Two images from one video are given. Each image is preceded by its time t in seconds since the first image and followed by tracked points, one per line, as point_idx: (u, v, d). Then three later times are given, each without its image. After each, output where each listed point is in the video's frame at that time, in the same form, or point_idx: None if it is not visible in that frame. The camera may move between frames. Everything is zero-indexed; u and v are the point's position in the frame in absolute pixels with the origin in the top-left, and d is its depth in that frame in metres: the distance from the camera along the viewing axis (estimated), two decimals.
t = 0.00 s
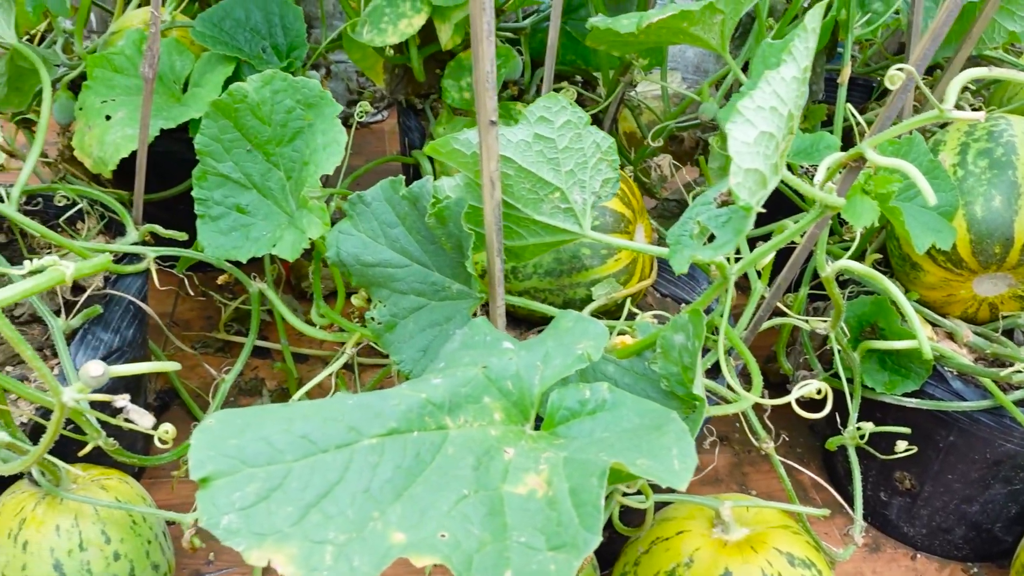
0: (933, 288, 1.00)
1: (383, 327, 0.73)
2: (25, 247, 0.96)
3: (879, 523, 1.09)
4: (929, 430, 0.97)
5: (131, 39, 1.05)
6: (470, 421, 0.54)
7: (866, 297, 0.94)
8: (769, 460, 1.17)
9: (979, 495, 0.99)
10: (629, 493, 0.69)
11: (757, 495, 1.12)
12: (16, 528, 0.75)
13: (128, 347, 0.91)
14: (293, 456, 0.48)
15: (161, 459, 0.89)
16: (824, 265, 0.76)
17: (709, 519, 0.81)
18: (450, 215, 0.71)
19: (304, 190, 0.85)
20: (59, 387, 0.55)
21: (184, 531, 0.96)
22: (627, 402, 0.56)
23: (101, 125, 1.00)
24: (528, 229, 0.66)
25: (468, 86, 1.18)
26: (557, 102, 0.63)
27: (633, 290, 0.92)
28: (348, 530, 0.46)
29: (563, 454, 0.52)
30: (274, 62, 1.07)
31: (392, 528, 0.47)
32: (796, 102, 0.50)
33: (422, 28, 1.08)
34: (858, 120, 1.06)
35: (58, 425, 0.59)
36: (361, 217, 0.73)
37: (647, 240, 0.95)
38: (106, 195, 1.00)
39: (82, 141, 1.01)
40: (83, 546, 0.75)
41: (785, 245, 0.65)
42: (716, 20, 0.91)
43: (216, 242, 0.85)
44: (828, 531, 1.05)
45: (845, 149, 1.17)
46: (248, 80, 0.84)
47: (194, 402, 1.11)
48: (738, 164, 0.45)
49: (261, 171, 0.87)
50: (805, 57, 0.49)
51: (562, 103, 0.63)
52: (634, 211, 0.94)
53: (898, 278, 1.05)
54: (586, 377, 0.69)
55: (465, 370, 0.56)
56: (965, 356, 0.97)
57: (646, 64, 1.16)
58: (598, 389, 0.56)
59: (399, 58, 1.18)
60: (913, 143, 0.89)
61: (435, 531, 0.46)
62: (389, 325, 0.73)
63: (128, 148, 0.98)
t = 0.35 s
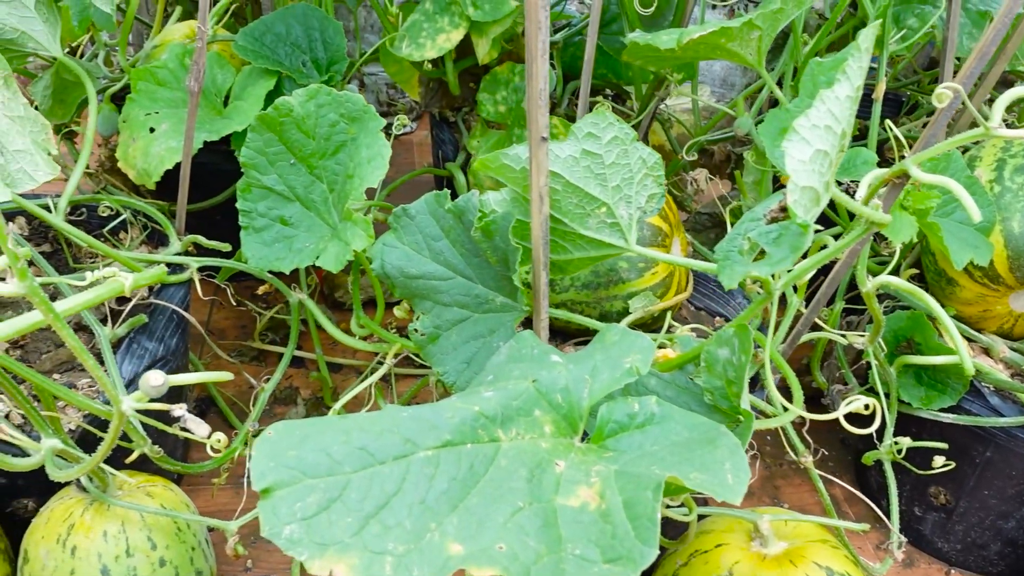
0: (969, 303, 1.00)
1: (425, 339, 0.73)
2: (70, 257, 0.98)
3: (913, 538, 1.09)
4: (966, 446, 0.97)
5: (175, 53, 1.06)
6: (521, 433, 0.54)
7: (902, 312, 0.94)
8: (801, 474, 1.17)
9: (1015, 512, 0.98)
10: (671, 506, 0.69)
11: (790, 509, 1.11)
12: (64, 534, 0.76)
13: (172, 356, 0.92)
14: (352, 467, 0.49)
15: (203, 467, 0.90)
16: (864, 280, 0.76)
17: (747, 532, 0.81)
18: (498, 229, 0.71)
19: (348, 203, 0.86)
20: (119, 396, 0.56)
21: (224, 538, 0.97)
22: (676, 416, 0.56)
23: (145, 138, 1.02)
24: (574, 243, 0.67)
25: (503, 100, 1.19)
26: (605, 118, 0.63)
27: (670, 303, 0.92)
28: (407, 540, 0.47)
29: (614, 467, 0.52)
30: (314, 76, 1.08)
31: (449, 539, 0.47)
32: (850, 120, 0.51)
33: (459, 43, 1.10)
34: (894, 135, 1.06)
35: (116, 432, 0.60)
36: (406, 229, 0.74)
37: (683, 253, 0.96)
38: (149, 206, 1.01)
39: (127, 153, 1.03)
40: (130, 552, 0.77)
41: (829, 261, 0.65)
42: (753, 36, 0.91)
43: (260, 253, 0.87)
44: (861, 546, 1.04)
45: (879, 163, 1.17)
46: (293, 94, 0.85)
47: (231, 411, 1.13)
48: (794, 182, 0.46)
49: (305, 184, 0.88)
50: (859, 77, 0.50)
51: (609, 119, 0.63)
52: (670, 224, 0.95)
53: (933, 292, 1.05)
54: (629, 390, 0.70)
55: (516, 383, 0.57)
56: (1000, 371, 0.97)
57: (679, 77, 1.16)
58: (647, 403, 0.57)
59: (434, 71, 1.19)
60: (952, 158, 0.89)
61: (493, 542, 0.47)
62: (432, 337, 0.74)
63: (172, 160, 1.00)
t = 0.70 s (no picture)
0: (1007, 310, 0.99)
1: (464, 340, 0.74)
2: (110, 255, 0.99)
3: (946, 546, 1.08)
4: (1002, 454, 0.96)
5: (213, 55, 1.07)
6: (567, 434, 0.55)
7: (938, 319, 0.94)
8: (832, 480, 1.16)
9: None
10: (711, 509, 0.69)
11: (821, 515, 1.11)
12: (106, 528, 0.77)
13: (210, 354, 0.93)
14: (402, 465, 0.49)
15: (240, 465, 0.91)
16: (905, 285, 0.76)
17: (784, 537, 0.80)
18: (540, 232, 0.71)
19: (388, 205, 0.84)
20: (168, 392, 0.57)
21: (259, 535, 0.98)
22: (721, 419, 0.56)
23: (184, 138, 1.03)
24: (617, 245, 0.67)
25: (537, 103, 1.19)
26: (650, 120, 0.63)
27: (705, 307, 0.92)
28: (457, 538, 0.47)
29: (661, 469, 0.53)
30: (350, 78, 1.08)
31: (499, 538, 0.48)
32: (902, 123, 0.51)
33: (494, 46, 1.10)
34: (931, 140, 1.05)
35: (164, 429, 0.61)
36: (446, 230, 0.75)
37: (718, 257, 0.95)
38: (187, 205, 1.02)
39: (166, 153, 1.04)
40: (170, 548, 0.77)
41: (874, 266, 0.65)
42: (792, 41, 0.91)
43: (298, 253, 0.87)
44: (895, 554, 1.03)
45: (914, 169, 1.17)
46: (334, 96, 0.86)
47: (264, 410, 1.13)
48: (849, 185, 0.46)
49: (344, 185, 0.89)
50: (912, 81, 0.50)
51: (655, 121, 0.63)
52: (706, 228, 0.95)
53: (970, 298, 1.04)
54: (669, 393, 0.70)
55: (561, 384, 0.57)
56: None
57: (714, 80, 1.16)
58: (692, 405, 0.57)
59: (468, 74, 1.20)
60: (992, 163, 0.89)
61: (543, 541, 0.47)
62: (471, 338, 0.74)
63: (211, 161, 1.00)
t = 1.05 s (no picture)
0: None
1: (503, 334, 0.74)
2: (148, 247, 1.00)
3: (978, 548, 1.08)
4: None
5: (249, 49, 1.08)
6: (613, 429, 0.55)
7: (974, 319, 0.93)
8: (863, 480, 1.16)
9: None
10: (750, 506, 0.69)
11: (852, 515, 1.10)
12: (147, 516, 0.78)
13: (247, 346, 0.94)
14: (452, 456, 0.50)
15: (276, 456, 0.92)
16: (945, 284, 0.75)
17: (819, 536, 0.80)
18: (582, 227, 0.72)
19: (425, 199, 0.85)
20: (218, 382, 0.58)
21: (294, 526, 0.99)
22: (766, 415, 0.56)
23: (221, 131, 1.03)
24: (659, 241, 0.67)
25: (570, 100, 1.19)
26: (696, 117, 0.64)
27: (740, 305, 0.92)
28: (508, 530, 0.48)
29: (707, 464, 0.53)
30: (386, 73, 1.08)
31: (549, 530, 0.48)
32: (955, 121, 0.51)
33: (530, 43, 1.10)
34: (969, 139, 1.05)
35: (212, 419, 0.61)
36: (485, 225, 0.75)
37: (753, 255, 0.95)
38: (224, 198, 1.03)
39: (202, 146, 1.05)
40: (210, 536, 0.78)
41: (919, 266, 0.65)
42: (830, 38, 0.91)
43: (336, 246, 0.88)
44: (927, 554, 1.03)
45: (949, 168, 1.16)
46: (374, 90, 0.87)
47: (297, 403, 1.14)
48: (905, 183, 0.46)
49: (382, 179, 0.89)
50: (965, 79, 0.50)
51: (700, 118, 0.64)
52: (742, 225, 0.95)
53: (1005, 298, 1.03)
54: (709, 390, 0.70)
55: (607, 379, 0.57)
56: None
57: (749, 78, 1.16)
58: (738, 402, 0.57)
59: (502, 70, 1.20)
60: None
61: (593, 534, 0.48)
62: (510, 332, 0.74)
63: (248, 154, 1.01)
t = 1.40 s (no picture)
0: None
1: (542, 328, 0.75)
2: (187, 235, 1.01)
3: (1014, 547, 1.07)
4: None
5: (287, 39, 1.09)
6: (660, 426, 0.55)
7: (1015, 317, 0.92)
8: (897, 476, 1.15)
9: None
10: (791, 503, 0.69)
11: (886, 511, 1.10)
12: (189, 504, 0.79)
13: (285, 336, 0.95)
14: (504, 452, 0.50)
15: (314, 445, 0.93)
16: (991, 283, 0.75)
17: (857, 533, 0.80)
18: (626, 223, 0.72)
19: (465, 192, 0.85)
20: (268, 374, 0.58)
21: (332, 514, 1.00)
22: (813, 415, 0.56)
23: (259, 122, 1.04)
24: (703, 238, 0.67)
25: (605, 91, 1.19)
26: (742, 115, 0.63)
27: (777, 300, 0.92)
28: (559, 525, 0.48)
29: (755, 463, 0.53)
30: (422, 64, 1.08)
31: (599, 527, 0.48)
32: (1012, 123, 0.51)
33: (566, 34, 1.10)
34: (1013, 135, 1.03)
35: (261, 410, 0.62)
36: (526, 220, 0.76)
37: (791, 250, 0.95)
38: (261, 189, 1.04)
39: (240, 136, 1.05)
40: (250, 524, 0.79)
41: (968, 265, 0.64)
42: (872, 32, 0.90)
43: (375, 239, 0.89)
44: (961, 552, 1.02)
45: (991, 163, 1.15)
46: (414, 83, 0.87)
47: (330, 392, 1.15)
48: (963, 187, 0.46)
49: (420, 171, 0.89)
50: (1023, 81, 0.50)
51: (747, 116, 0.63)
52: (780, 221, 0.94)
53: None
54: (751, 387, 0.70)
55: (654, 376, 0.58)
56: None
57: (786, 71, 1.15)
58: (784, 401, 0.57)
59: (537, 61, 1.20)
60: None
61: (644, 531, 0.48)
62: (550, 327, 0.75)
63: (286, 145, 1.02)
